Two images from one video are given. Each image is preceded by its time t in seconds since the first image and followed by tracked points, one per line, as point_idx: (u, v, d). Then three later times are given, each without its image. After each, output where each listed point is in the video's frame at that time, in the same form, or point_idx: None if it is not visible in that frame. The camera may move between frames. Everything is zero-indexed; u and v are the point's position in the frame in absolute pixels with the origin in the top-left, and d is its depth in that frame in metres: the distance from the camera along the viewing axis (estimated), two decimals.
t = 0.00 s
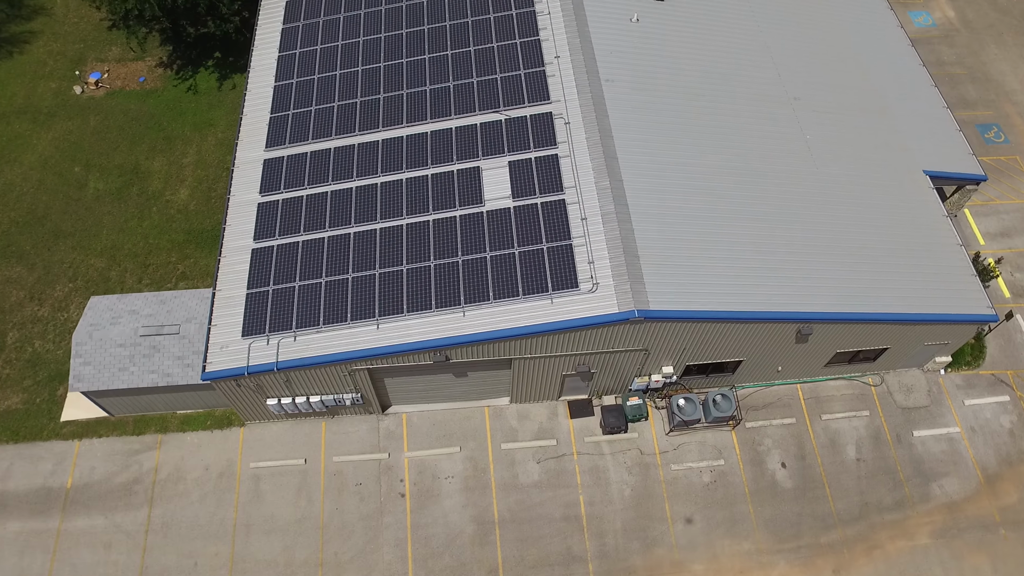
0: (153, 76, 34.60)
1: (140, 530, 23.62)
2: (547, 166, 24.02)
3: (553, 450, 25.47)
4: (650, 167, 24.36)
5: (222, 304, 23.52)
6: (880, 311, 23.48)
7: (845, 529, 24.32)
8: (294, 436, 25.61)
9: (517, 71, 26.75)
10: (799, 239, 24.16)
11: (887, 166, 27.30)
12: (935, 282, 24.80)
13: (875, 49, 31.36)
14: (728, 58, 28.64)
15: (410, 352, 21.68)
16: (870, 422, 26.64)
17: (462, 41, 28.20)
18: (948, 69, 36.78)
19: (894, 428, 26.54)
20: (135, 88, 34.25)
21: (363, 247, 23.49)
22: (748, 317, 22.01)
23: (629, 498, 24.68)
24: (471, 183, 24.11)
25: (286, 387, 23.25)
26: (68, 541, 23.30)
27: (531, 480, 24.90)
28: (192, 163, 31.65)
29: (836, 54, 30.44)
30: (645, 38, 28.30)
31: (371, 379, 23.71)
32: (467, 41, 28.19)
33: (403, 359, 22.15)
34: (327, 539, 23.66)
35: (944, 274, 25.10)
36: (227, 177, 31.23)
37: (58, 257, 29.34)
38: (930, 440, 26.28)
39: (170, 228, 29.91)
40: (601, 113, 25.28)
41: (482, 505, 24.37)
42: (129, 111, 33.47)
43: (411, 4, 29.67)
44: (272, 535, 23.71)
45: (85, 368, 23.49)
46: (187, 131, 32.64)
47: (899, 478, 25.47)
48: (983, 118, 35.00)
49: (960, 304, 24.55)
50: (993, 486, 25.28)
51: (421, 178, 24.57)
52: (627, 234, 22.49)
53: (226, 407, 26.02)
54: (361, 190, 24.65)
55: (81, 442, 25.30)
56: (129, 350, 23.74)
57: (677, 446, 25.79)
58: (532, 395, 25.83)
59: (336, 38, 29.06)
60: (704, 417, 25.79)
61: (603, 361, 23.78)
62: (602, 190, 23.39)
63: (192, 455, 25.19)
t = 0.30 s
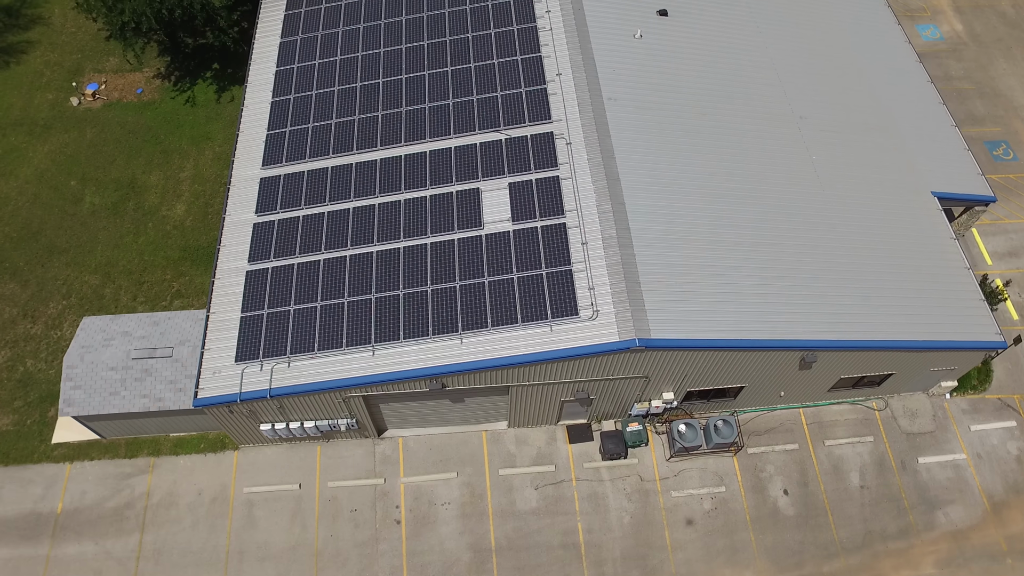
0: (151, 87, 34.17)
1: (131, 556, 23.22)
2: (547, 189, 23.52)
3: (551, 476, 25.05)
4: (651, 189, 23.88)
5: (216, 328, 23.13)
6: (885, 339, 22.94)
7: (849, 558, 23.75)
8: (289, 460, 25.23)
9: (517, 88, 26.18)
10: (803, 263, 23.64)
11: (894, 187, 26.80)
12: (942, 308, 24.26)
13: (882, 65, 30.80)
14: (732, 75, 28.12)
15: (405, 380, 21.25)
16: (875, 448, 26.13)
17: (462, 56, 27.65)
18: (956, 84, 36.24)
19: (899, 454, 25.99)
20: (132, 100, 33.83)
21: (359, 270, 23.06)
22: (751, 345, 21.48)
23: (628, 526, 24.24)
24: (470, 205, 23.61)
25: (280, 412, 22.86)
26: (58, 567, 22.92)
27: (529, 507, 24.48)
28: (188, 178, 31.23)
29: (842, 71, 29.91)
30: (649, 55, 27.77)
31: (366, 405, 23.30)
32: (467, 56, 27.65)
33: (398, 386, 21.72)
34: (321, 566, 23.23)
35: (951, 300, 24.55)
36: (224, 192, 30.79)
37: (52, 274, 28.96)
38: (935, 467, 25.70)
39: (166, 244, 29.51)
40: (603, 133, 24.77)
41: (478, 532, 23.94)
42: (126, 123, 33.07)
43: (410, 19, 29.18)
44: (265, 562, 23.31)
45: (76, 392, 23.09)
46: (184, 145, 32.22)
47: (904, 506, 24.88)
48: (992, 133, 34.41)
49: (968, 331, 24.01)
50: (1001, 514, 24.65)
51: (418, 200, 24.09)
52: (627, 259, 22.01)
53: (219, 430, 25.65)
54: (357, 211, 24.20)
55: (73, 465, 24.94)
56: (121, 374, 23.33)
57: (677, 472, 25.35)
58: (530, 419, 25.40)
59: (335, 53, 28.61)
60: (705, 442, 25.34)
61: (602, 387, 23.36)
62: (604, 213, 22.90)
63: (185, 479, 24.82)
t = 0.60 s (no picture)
0: (147, 100, 33.76)
1: None
2: (546, 212, 23.07)
3: (549, 502, 24.64)
4: (653, 213, 23.41)
5: (208, 353, 22.73)
6: (891, 367, 22.44)
7: None
8: (283, 484, 24.84)
9: (517, 107, 25.67)
10: (807, 289, 23.18)
11: (900, 208, 26.30)
12: (949, 334, 23.74)
13: (889, 82, 30.26)
14: (736, 93, 27.63)
15: (401, 409, 20.84)
16: (878, 474, 25.69)
17: (460, 73, 27.06)
18: (962, 98, 35.69)
19: (903, 481, 25.54)
20: (127, 112, 33.43)
21: (354, 295, 22.63)
22: (753, 375, 21.00)
23: (627, 554, 23.82)
24: (467, 228, 23.17)
25: (273, 439, 22.45)
26: None
27: (526, 534, 24.06)
28: (183, 194, 30.81)
29: (848, 88, 29.39)
30: (652, 72, 27.21)
31: (361, 432, 22.89)
32: (466, 73, 27.05)
33: (394, 415, 21.30)
34: None
35: (958, 325, 24.03)
36: (219, 208, 30.38)
37: (44, 290, 28.57)
38: (940, 494, 25.24)
39: (160, 261, 29.12)
40: (603, 154, 24.30)
41: (474, 560, 23.52)
42: (121, 136, 32.68)
43: (408, 34, 28.68)
44: None
45: (66, 418, 22.68)
46: (180, 159, 31.81)
47: (909, 534, 24.42)
48: (998, 150, 33.87)
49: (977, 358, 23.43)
50: (1007, 544, 24.19)
51: (415, 222, 23.64)
52: (628, 286, 21.58)
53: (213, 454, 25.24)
54: (353, 233, 23.77)
55: (63, 489, 24.55)
56: (112, 399, 22.95)
57: (677, 499, 24.92)
58: (529, 445, 25.00)
59: (331, 69, 28.16)
60: (706, 469, 24.82)
61: (601, 415, 22.96)
62: (603, 238, 22.46)
63: (178, 504, 24.42)
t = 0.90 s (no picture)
0: (141, 114, 33.39)
1: None
2: (544, 236, 22.65)
3: (546, 530, 24.24)
4: (653, 237, 22.98)
5: (200, 379, 22.33)
6: (897, 396, 21.93)
7: None
8: (276, 510, 24.46)
9: (514, 126, 25.21)
10: (810, 315, 22.73)
11: (905, 230, 25.86)
12: (956, 362, 23.25)
13: (894, 99, 29.77)
14: (737, 112, 27.17)
15: (395, 440, 20.43)
16: (881, 501, 25.28)
17: (457, 91, 26.56)
18: (967, 113, 35.19)
19: (907, 508, 25.13)
20: (121, 126, 33.06)
21: (348, 321, 22.24)
22: (756, 406, 20.50)
23: None
24: (463, 252, 22.74)
25: (265, 467, 22.04)
26: None
27: (523, 562, 23.65)
28: (177, 210, 30.42)
29: (852, 105, 28.91)
30: (652, 90, 26.72)
31: (355, 460, 22.48)
32: (463, 91, 26.52)
33: (389, 445, 20.90)
34: None
35: (964, 352, 23.54)
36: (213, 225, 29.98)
37: (36, 309, 28.19)
38: (945, 522, 24.82)
39: (153, 280, 28.73)
40: (603, 176, 23.87)
41: None
42: (115, 151, 32.31)
43: (405, 50, 28.22)
44: None
45: (55, 444, 22.29)
46: (174, 175, 31.42)
47: (912, 563, 23.99)
48: (1004, 166, 33.38)
49: (984, 387, 22.93)
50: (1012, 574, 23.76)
51: (410, 246, 23.21)
52: (627, 314, 21.17)
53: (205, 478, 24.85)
54: (347, 257, 23.36)
55: (53, 514, 24.17)
56: (102, 426, 22.54)
57: (677, 526, 24.52)
58: (526, 471, 24.61)
59: (326, 86, 27.73)
60: (706, 496, 24.41)
61: (600, 443, 22.58)
62: (602, 263, 22.04)
63: (169, 530, 24.04)
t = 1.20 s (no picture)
0: (137, 127, 33.02)
1: None
2: (543, 262, 22.26)
3: (544, 558, 23.84)
4: (654, 262, 22.55)
5: (193, 406, 21.97)
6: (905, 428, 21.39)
7: None
8: (270, 537, 24.10)
9: (514, 147, 24.82)
10: (814, 343, 22.26)
11: (911, 253, 25.40)
12: (964, 391, 22.72)
13: (900, 118, 29.30)
14: (741, 132, 26.74)
15: (390, 471, 20.04)
16: (885, 530, 24.85)
17: (456, 110, 26.15)
18: (974, 129, 34.72)
19: (912, 537, 24.70)
20: (117, 140, 32.71)
21: (343, 348, 21.87)
22: (760, 438, 20.01)
23: None
24: (461, 278, 22.35)
25: (258, 496, 21.64)
26: None
27: None
28: (173, 227, 30.06)
29: (857, 124, 28.45)
30: (654, 110, 26.30)
31: (350, 488, 22.05)
32: (463, 111, 26.10)
33: (383, 475, 20.51)
34: None
35: (973, 380, 23.01)
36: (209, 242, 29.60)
37: (28, 328, 27.85)
38: (950, 552, 24.39)
39: (147, 299, 28.37)
40: (603, 200, 23.45)
41: None
42: (110, 165, 31.95)
43: (403, 66, 27.80)
44: None
45: (45, 471, 21.95)
46: (169, 191, 31.05)
47: None
48: (1012, 184, 32.89)
49: (993, 417, 22.40)
50: None
51: (407, 271, 22.82)
52: (627, 344, 20.77)
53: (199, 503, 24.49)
54: (343, 281, 22.98)
55: (44, 540, 23.83)
56: (93, 452, 22.17)
57: (677, 555, 24.12)
58: (524, 499, 24.21)
59: (323, 103, 27.32)
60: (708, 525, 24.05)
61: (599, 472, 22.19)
62: (602, 290, 21.66)
63: (161, 556, 23.67)
